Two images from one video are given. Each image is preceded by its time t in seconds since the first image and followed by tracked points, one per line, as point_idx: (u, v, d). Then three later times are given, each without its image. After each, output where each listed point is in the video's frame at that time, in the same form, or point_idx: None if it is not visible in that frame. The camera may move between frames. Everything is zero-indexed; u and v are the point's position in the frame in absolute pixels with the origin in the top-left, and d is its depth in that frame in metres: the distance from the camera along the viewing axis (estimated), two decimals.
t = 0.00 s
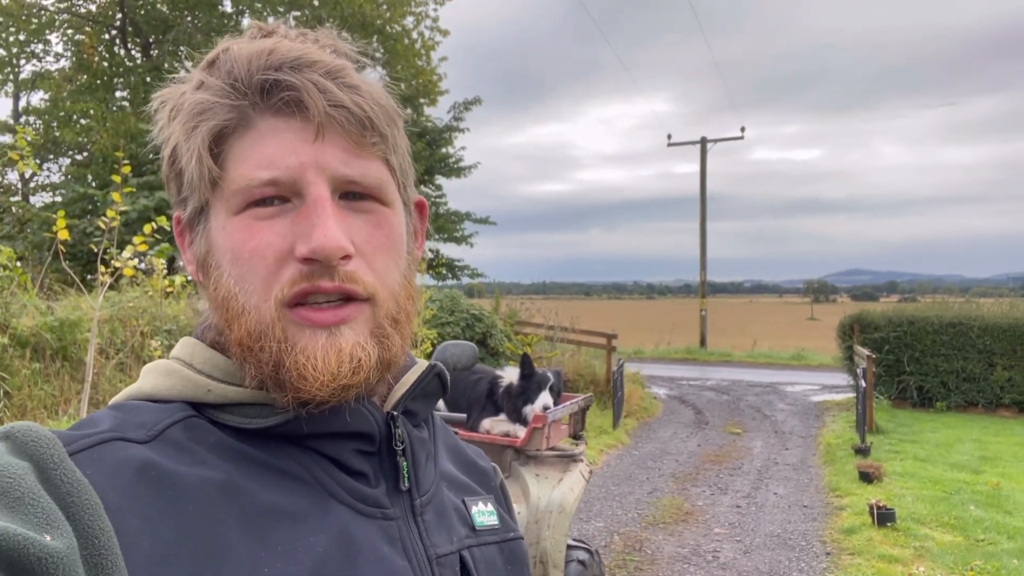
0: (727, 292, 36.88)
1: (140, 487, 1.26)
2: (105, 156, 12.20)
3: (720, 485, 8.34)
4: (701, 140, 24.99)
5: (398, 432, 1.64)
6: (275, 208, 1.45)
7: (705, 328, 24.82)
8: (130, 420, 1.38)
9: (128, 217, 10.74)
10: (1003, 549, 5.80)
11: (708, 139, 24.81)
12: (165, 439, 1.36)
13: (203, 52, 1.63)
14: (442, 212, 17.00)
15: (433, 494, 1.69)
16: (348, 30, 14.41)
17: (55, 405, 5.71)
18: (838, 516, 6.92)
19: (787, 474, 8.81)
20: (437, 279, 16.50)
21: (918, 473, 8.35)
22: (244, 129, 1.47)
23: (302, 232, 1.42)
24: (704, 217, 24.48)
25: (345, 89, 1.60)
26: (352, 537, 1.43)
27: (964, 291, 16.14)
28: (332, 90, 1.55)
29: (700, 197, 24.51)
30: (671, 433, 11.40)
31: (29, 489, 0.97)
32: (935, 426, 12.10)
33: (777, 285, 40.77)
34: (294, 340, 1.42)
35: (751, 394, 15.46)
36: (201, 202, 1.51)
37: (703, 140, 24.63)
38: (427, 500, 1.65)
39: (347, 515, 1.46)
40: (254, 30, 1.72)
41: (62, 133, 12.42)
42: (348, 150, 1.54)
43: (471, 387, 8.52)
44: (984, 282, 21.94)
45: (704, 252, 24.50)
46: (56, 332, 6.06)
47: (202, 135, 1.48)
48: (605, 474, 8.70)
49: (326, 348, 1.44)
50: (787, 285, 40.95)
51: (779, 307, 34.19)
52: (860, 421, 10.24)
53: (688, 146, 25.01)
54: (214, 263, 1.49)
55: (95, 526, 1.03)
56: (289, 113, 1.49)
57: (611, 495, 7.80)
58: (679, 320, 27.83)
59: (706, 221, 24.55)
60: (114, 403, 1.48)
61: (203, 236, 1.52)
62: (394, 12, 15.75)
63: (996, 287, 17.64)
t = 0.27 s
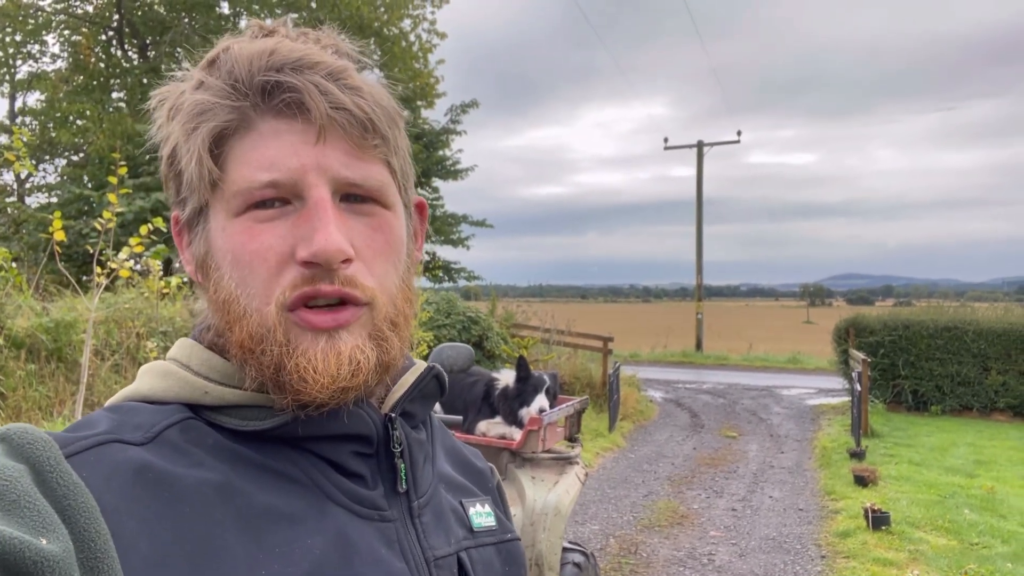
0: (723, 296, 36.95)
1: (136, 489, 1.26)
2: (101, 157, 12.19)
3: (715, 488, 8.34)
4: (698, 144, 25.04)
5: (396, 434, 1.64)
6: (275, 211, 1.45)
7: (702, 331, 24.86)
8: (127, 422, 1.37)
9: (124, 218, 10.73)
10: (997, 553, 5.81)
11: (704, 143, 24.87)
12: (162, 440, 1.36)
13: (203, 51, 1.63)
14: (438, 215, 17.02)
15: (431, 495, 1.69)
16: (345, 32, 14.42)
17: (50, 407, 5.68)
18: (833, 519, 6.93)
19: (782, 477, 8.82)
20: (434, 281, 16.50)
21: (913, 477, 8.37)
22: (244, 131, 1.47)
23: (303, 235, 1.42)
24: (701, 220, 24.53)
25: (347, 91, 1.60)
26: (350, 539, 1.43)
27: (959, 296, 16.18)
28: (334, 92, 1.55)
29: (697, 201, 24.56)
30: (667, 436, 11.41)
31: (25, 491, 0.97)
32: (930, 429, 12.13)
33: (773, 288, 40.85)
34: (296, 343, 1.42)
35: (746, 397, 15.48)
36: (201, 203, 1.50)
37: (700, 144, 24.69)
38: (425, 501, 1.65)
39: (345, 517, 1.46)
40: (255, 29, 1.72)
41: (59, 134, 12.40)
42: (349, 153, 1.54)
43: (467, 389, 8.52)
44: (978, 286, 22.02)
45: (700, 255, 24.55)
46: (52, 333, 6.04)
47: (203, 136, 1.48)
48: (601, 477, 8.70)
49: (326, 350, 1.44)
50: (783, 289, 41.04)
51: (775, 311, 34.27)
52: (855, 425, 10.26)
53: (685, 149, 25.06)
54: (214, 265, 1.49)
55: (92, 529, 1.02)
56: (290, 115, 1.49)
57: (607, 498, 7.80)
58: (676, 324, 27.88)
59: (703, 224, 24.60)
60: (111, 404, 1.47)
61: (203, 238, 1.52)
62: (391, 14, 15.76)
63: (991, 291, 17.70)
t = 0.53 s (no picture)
0: (720, 300, 37.00)
1: (136, 489, 1.26)
2: (98, 157, 12.16)
3: (711, 491, 8.34)
4: (695, 147, 25.08)
5: (396, 435, 1.64)
6: (279, 214, 1.45)
7: (698, 334, 24.88)
8: (127, 422, 1.37)
9: (120, 219, 10.70)
10: (991, 557, 5.82)
11: (701, 147, 24.92)
12: (162, 441, 1.36)
13: (207, 50, 1.62)
14: (435, 217, 17.02)
15: (431, 496, 1.69)
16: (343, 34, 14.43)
17: (44, 408, 5.67)
18: (828, 523, 6.94)
19: (778, 481, 8.82)
20: (430, 283, 16.50)
21: (908, 481, 8.38)
22: (248, 133, 1.47)
23: (306, 239, 1.42)
24: (697, 224, 24.58)
25: (352, 94, 1.60)
26: (350, 541, 1.43)
27: (954, 300, 16.23)
28: (339, 96, 1.55)
29: (694, 205, 24.60)
30: (663, 440, 11.42)
31: (24, 492, 0.96)
32: (925, 433, 12.15)
33: (769, 292, 40.90)
34: (297, 347, 1.42)
35: (742, 401, 15.50)
36: (204, 204, 1.50)
37: (697, 148, 24.74)
38: (425, 502, 1.65)
39: (344, 518, 1.46)
40: (259, 29, 1.72)
41: (55, 134, 12.37)
42: (353, 157, 1.54)
43: (464, 391, 8.51)
44: (973, 291, 22.09)
45: (697, 259, 24.59)
46: (47, 334, 6.02)
47: (206, 138, 1.48)
48: (597, 480, 8.70)
49: (327, 355, 1.44)
50: (779, 293, 41.12)
51: (771, 315, 34.32)
52: (851, 429, 10.28)
53: (681, 153, 25.12)
54: (216, 267, 1.49)
55: (91, 529, 1.02)
56: (295, 118, 1.49)
57: (603, 501, 7.79)
58: (672, 327, 27.91)
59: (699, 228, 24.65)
60: (110, 404, 1.47)
61: (205, 240, 1.52)
62: (389, 17, 15.78)
63: (986, 296, 17.74)
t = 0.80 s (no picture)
0: (717, 303, 37.04)
1: (134, 481, 1.25)
2: (95, 157, 12.15)
3: (708, 494, 8.34)
4: (693, 151, 25.13)
5: (393, 429, 1.64)
6: (279, 203, 1.44)
7: (695, 338, 24.91)
8: (125, 415, 1.37)
9: (118, 219, 10.69)
10: (987, 561, 5.83)
11: (699, 150, 24.97)
12: (160, 433, 1.35)
13: (206, 39, 1.63)
14: (433, 219, 17.03)
15: (430, 490, 1.69)
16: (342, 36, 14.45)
17: (41, 408, 5.63)
18: (824, 526, 6.95)
19: (775, 484, 8.83)
20: (428, 285, 16.50)
21: (904, 485, 8.39)
22: (248, 122, 1.46)
23: (305, 228, 1.42)
24: (695, 228, 24.62)
25: (352, 84, 1.60)
26: (347, 534, 1.43)
27: (950, 305, 16.27)
28: (339, 85, 1.55)
29: (691, 208, 24.65)
30: (660, 442, 11.42)
31: (22, 483, 0.96)
32: (921, 438, 12.17)
33: (766, 296, 40.96)
34: (297, 340, 1.42)
35: (739, 404, 15.51)
36: (202, 194, 1.50)
37: (695, 151, 24.79)
38: (423, 497, 1.65)
39: (342, 512, 1.46)
40: (258, 20, 1.72)
41: (53, 134, 12.35)
42: (353, 147, 1.54)
43: (462, 392, 8.51)
44: (969, 295, 22.14)
45: (694, 263, 24.63)
46: (44, 334, 6.01)
47: (205, 126, 1.48)
48: (593, 482, 8.70)
49: (326, 348, 1.44)
50: (776, 297, 41.19)
51: (768, 318, 34.36)
52: (848, 432, 10.29)
53: (679, 156, 25.16)
54: (214, 257, 1.49)
55: (87, 522, 1.02)
56: (295, 106, 1.49)
57: (599, 503, 7.79)
58: (669, 330, 27.94)
59: (697, 231, 24.69)
60: (108, 398, 1.47)
61: (203, 230, 1.52)
62: (388, 19, 15.80)
63: (982, 301, 17.78)
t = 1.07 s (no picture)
0: (715, 306, 37.07)
1: (126, 477, 1.25)
2: (94, 157, 12.14)
3: (705, 498, 8.34)
4: (692, 153, 25.15)
5: (391, 423, 1.63)
6: (260, 201, 1.44)
7: (693, 341, 24.93)
8: (117, 411, 1.36)
9: (116, 219, 10.68)
10: (985, 565, 5.84)
11: (698, 153, 25.00)
12: (153, 429, 1.35)
13: (179, 40, 1.62)
14: (432, 221, 17.03)
15: (429, 484, 1.68)
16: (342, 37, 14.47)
17: (38, 407, 5.60)
18: (822, 530, 6.95)
19: (772, 487, 8.83)
20: (427, 287, 16.49)
21: (902, 489, 8.40)
22: (225, 121, 1.46)
23: (288, 225, 1.42)
24: (693, 231, 24.65)
25: (329, 76, 1.58)
26: (342, 530, 1.42)
27: (947, 309, 16.31)
28: (315, 78, 1.54)
29: (690, 211, 24.67)
30: (658, 445, 11.42)
31: (13, 479, 0.96)
32: (918, 442, 12.18)
33: (764, 299, 41.02)
34: (285, 338, 1.43)
35: (737, 408, 15.52)
36: (184, 197, 1.51)
37: (694, 154, 24.82)
38: (422, 491, 1.65)
39: (337, 508, 1.45)
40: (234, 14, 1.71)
41: (51, 133, 12.34)
42: (333, 139, 1.53)
43: (462, 394, 8.52)
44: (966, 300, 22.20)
45: (692, 266, 24.65)
46: (42, 333, 6.00)
47: (182, 128, 1.48)
48: (591, 485, 8.69)
49: (317, 345, 1.44)
50: (773, 300, 41.24)
51: (765, 322, 34.41)
52: (845, 436, 10.30)
53: (678, 159, 25.19)
54: (200, 258, 1.49)
55: (79, 518, 1.01)
56: (270, 102, 1.48)
57: (597, 506, 7.79)
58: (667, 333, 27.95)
59: (695, 234, 24.72)
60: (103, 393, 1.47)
61: (188, 232, 1.52)
62: (388, 20, 15.81)
63: (979, 305, 17.83)
